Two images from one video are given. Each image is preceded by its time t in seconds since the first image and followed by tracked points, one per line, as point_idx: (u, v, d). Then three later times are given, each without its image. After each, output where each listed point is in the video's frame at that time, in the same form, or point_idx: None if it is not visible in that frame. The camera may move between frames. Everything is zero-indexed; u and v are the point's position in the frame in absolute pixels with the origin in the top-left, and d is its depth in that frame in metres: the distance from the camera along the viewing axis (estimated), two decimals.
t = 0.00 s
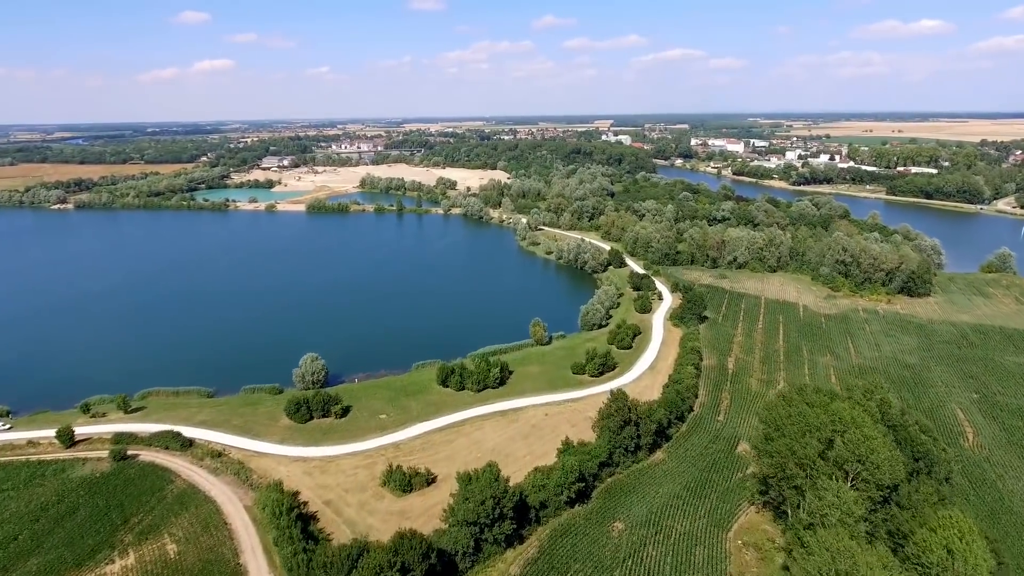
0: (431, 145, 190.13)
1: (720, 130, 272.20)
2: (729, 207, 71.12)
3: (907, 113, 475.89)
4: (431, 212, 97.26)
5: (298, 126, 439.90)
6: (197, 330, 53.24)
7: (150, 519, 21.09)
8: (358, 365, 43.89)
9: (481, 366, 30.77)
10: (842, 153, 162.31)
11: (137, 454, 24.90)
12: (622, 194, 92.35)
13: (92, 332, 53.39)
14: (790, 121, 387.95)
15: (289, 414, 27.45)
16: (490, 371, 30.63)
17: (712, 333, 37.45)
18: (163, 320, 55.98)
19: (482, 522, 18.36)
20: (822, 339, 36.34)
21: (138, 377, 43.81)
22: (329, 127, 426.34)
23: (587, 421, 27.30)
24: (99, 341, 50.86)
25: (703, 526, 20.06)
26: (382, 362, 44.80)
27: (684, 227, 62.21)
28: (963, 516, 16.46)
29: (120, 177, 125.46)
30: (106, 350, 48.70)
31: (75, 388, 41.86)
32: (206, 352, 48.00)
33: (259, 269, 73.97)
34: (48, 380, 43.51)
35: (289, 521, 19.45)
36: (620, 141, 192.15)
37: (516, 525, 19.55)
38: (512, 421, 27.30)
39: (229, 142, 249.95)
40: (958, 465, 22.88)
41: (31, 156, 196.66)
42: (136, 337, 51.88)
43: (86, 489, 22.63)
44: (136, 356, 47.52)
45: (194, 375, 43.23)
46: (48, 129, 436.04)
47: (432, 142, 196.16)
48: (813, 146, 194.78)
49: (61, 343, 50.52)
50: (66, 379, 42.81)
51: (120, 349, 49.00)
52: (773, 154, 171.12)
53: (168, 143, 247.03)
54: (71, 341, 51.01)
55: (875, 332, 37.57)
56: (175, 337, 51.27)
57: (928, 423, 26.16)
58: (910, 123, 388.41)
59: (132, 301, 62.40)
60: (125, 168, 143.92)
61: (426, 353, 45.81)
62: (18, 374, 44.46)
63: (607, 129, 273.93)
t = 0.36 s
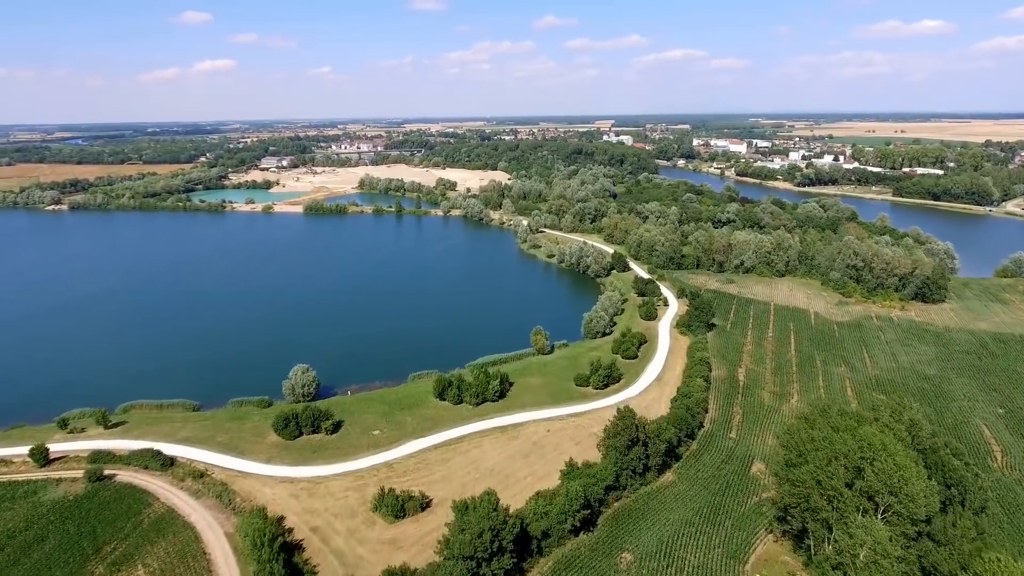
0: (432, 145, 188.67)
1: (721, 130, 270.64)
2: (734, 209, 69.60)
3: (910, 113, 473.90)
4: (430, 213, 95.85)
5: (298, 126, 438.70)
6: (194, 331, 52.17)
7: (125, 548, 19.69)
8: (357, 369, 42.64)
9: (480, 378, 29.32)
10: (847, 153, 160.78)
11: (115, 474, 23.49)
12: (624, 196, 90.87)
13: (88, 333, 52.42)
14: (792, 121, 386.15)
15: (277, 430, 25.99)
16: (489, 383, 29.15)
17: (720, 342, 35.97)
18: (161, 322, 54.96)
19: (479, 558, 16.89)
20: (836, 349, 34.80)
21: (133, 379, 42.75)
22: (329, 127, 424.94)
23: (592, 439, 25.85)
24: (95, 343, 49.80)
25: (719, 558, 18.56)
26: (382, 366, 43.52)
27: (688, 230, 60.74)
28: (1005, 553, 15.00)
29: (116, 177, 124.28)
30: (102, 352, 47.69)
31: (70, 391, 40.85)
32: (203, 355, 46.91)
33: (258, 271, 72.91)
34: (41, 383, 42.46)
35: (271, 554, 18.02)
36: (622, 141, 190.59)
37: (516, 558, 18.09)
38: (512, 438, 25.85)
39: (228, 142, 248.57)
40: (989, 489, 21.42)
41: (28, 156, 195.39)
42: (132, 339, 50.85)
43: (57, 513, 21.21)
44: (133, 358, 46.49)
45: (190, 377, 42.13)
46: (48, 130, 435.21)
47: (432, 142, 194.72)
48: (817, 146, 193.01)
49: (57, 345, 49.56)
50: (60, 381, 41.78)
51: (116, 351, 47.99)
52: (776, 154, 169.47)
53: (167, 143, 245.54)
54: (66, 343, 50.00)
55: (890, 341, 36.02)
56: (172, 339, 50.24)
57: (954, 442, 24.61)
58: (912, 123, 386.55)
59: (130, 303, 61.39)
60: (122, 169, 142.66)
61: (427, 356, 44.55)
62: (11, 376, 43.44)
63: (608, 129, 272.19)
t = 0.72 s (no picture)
0: (432, 145, 187.23)
1: (724, 131, 268.86)
2: (740, 211, 68.10)
3: (913, 113, 471.22)
4: (430, 214, 94.48)
5: (299, 125, 437.63)
6: (194, 331, 51.36)
7: None
8: (357, 371, 41.71)
9: (478, 391, 27.90)
10: (851, 154, 159.20)
11: (89, 497, 22.05)
12: (627, 197, 89.37)
13: (84, 334, 51.54)
14: (795, 121, 384.32)
15: (263, 447, 24.58)
16: (489, 397, 27.71)
17: (729, 352, 34.49)
18: (161, 322, 54.18)
19: None
20: (850, 360, 33.31)
21: (132, 379, 41.96)
22: (330, 126, 423.75)
23: (597, 458, 24.39)
24: (94, 343, 49.10)
25: None
26: (383, 368, 42.55)
27: (693, 233, 59.27)
28: None
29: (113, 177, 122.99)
30: (102, 352, 46.95)
31: (67, 390, 40.08)
32: (203, 355, 46.10)
33: (259, 271, 72.07)
34: (39, 384, 41.67)
35: None
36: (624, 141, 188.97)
37: None
38: (513, 456, 24.44)
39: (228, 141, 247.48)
40: None
41: (26, 155, 194.11)
42: (132, 338, 50.08)
43: (25, 541, 19.81)
44: (126, 359, 45.46)
45: (189, 378, 41.32)
46: (48, 129, 434.27)
47: (433, 142, 193.34)
48: (820, 147, 191.23)
49: (55, 345, 48.81)
50: (58, 381, 41.03)
51: (115, 351, 47.21)
52: (780, 154, 167.84)
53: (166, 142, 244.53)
54: (65, 343, 49.24)
55: (907, 351, 34.52)
56: (172, 339, 49.43)
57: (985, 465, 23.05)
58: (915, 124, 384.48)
59: (130, 303, 60.66)
60: (119, 169, 141.35)
61: (429, 358, 43.55)
62: (7, 376, 42.64)
63: (609, 129, 270.47)
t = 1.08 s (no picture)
0: (432, 145, 185.80)
1: (725, 130, 267.23)
2: (746, 213, 66.55)
3: (915, 113, 469.82)
4: (429, 216, 93.15)
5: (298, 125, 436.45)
6: (194, 331, 50.68)
7: None
8: (357, 373, 40.88)
9: (476, 406, 26.45)
10: (855, 153, 157.72)
11: (60, 524, 20.66)
12: (629, 198, 87.83)
13: (76, 334, 50.60)
14: (796, 121, 382.59)
15: (247, 468, 23.11)
16: (487, 412, 26.27)
17: (739, 362, 33.00)
18: (156, 322, 53.39)
19: None
20: (867, 372, 31.77)
21: (130, 379, 41.26)
22: (330, 126, 422.50)
23: (602, 482, 22.89)
24: (92, 343, 48.45)
25: None
26: (383, 369, 41.73)
27: (698, 236, 57.77)
28: None
29: (108, 178, 121.72)
30: (101, 352, 46.29)
31: (60, 392, 39.32)
32: (202, 355, 45.40)
33: (258, 271, 71.31)
34: (35, 385, 40.98)
35: None
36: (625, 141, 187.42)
37: None
38: (512, 478, 22.98)
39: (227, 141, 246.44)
40: None
41: (23, 156, 192.79)
42: (129, 338, 49.39)
43: None
44: (118, 360, 44.57)
45: (188, 378, 40.62)
46: (47, 130, 433.33)
47: (433, 142, 191.91)
48: (823, 146, 189.57)
49: (52, 345, 48.17)
50: (46, 385, 40.12)
51: (109, 351, 46.43)
52: (783, 154, 166.30)
53: (165, 142, 243.65)
54: (57, 343, 48.42)
55: (925, 362, 33.01)
56: (171, 339, 48.73)
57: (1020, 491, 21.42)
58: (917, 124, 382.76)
59: (129, 303, 59.99)
60: (116, 169, 140.12)
61: (430, 359, 42.77)
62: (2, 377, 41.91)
63: (609, 129, 268.92)
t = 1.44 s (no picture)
0: (432, 145, 184.49)
1: (727, 131, 265.76)
2: (752, 216, 65.09)
3: (917, 113, 468.11)
4: (429, 217, 92.03)
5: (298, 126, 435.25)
6: (193, 331, 50.14)
7: None
8: (358, 373, 40.47)
9: (474, 423, 25.03)
10: (859, 154, 156.26)
11: (27, 555, 19.22)
12: (632, 200, 86.35)
13: (69, 334, 49.88)
14: (798, 121, 381.05)
15: (230, 492, 21.67)
16: (486, 431, 24.84)
17: (750, 374, 31.54)
18: (152, 322, 52.76)
19: None
20: (885, 385, 30.30)
21: (130, 378, 40.76)
22: (330, 126, 421.38)
23: (608, 508, 21.41)
24: (89, 343, 47.86)
25: None
26: (385, 370, 41.36)
27: (703, 239, 56.30)
28: None
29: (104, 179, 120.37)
30: (100, 352, 45.73)
31: (51, 394, 38.60)
32: (203, 355, 44.96)
33: (259, 271, 70.84)
34: (33, 386, 40.43)
35: None
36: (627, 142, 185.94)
37: None
38: (513, 503, 21.52)
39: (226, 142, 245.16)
40: None
41: (20, 156, 191.24)
42: (123, 338, 48.71)
43: None
44: (112, 362, 43.87)
45: (188, 378, 40.14)
46: (47, 129, 432.28)
47: (433, 142, 190.56)
48: (826, 146, 187.92)
49: (47, 345, 47.56)
50: (38, 387, 39.41)
51: (103, 352, 45.76)
52: (786, 155, 164.85)
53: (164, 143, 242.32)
54: (50, 344, 47.78)
55: (945, 374, 31.57)
56: (171, 339, 48.23)
57: None
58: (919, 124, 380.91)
59: (128, 303, 59.43)
60: (113, 170, 138.75)
61: (432, 359, 42.40)
62: None
63: (610, 129, 267.31)
